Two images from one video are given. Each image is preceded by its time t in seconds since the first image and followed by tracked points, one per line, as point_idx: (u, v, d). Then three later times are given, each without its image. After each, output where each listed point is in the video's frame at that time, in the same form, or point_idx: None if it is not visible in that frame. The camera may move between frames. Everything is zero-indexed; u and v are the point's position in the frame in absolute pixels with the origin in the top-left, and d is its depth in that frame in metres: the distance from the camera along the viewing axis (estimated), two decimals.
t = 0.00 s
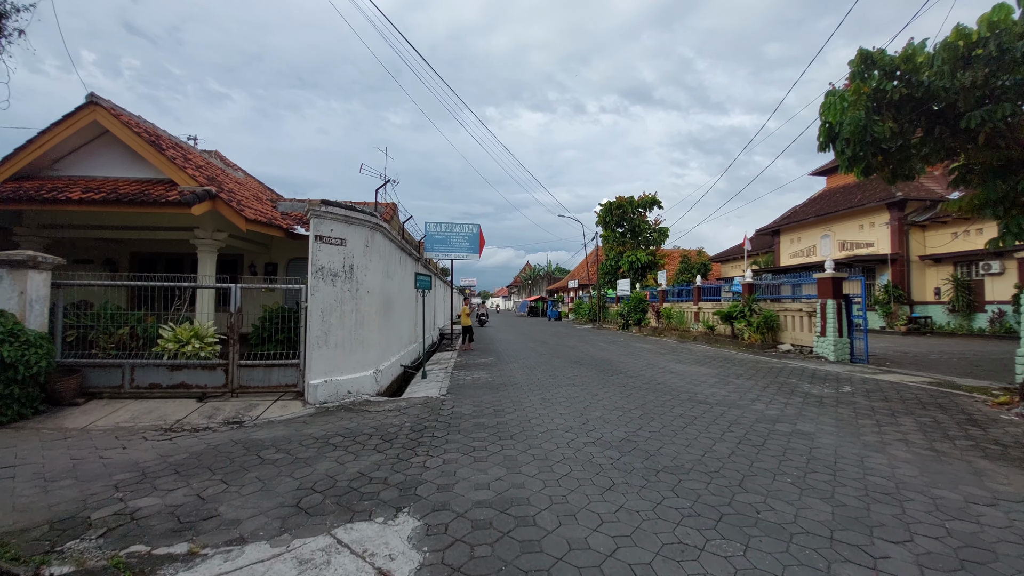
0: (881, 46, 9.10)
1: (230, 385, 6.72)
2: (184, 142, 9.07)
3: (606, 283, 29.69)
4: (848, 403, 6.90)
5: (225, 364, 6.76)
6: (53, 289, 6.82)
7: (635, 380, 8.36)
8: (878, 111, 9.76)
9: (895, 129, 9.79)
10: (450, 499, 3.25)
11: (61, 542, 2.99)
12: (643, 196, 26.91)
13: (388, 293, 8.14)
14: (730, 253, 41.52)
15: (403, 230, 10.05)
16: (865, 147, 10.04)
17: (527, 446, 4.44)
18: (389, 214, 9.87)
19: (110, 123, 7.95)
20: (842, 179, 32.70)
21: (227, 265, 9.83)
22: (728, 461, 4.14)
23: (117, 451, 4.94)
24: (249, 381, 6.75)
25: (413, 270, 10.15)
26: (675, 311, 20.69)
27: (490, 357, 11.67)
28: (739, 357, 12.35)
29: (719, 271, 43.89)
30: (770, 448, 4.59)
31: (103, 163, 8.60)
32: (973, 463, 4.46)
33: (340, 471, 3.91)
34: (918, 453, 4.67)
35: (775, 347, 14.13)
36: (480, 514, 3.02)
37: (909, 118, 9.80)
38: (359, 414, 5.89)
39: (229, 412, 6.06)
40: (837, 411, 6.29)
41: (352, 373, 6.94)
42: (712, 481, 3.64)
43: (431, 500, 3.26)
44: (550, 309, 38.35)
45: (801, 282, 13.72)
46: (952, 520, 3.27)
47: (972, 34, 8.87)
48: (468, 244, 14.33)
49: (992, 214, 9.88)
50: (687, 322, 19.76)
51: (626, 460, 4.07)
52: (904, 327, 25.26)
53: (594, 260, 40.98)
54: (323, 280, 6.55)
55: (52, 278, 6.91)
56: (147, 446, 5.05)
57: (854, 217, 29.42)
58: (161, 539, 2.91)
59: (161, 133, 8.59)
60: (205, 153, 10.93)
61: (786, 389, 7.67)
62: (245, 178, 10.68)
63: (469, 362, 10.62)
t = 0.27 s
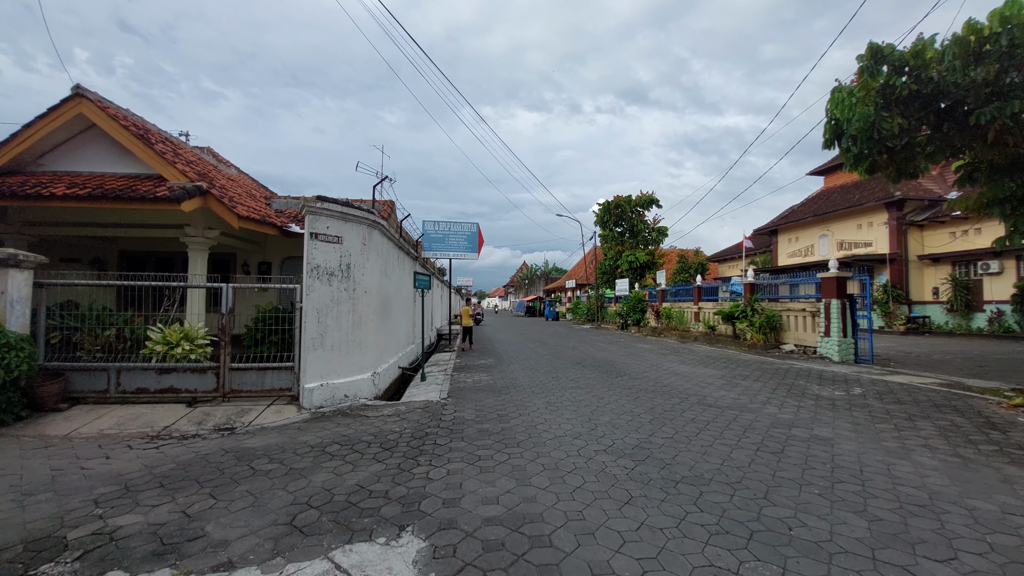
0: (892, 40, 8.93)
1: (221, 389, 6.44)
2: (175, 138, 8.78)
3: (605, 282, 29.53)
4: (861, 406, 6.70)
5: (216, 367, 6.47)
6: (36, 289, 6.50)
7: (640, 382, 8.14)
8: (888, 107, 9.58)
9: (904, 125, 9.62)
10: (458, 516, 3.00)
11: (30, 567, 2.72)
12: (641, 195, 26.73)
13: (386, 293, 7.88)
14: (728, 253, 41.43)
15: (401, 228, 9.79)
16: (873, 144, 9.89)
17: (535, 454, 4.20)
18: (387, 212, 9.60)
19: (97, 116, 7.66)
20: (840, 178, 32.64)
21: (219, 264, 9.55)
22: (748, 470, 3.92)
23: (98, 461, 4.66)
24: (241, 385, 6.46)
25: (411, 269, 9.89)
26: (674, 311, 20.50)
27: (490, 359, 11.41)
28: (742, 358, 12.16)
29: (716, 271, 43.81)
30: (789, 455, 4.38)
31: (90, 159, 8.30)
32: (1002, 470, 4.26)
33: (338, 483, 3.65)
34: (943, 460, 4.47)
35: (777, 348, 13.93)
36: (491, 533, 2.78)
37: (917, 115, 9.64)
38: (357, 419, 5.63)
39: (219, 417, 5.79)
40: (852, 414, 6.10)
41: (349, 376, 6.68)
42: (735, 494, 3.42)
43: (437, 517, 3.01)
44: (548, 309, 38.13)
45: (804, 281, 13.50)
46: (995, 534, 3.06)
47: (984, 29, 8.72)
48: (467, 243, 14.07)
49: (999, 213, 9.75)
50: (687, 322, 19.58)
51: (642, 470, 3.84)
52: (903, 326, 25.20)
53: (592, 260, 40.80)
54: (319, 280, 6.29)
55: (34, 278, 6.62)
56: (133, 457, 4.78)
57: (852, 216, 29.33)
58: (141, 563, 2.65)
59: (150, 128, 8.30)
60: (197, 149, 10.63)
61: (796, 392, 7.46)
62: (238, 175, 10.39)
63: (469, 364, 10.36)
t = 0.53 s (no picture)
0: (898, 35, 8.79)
1: (209, 393, 6.16)
2: (163, 133, 8.52)
3: (604, 282, 29.40)
4: (872, 407, 6.52)
5: (203, 369, 6.19)
6: (16, 290, 6.21)
7: (643, 384, 7.93)
8: (892, 103, 9.46)
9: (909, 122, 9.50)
10: (461, 532, 2.77)
11: None
12: (639, 194, 26.57)
13: (382, 293, 7.63)
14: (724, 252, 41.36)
15: (397, 227, 9.54)
16: (877, 141, 9.78)
17: (540, 462, 3.97)
18: (383, 210, 9.35)
19: (81, 110, 7.39)
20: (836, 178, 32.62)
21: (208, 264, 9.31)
22: (766, 478, 3.71)
23: (74, 472, 4.38)
24: (230, 389, 6.19)
25: (407, 268, 9.64)
26: (673, 312, 20.32)
27: (488, 360, 11.15)
28: (744, 359, 11.98)
29: (713, 271, 43.77)
30: (807, 461, 4.17)
31: (74, 154, 8.01)
32: None
33: (330, 495, 3.40)
34: (967, 466, 4.27)
35: (778, 348, 13.73)
36: (498, 551, 2.55)
37: (922, 111, 9.51)
38: (351, 424, 5.38)
39: (206, 423, 5.56)
40: (864, 417, 5.90)
41: (344, 378, 6.43)
42: (756, 504, 3.20)
43: (438, 533, 2.77)
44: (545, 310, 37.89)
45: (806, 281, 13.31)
46: None
47: (990, 24, 8.53)
48: (464, 243, 13.83)
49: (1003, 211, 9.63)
50: (686, 323, 19.41)
51: (654, 479, 3.62)
52: (900, 326, 25.17)
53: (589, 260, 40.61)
54: (312, 278, 6.03)
55: (13, 277, 6.33)
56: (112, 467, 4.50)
57: (848, 216, 29.29)
58: None
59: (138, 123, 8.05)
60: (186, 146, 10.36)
61: (804, 393, 7.26)
62: (229, 173, 10.11)
63: (466, 365, 10.10)
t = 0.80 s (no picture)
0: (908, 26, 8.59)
1: (194, 396, 5.88)
2: (149, 126, 8.22)
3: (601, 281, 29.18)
4: (884, 409, 6.30)
5: (188, 371, 5.90)
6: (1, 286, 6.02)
7: (647, 384, 7.68)
8: (900, 96, 9.25)
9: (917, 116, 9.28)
10: (460, 552, 2.51)
11: None
12: (638, 192, 26.36)
13: (377, 291, 7.36)
14: (722, 252, 41.22)
15: (392, 223, 9.26)
16: (883, 135, 9.57)
17: (545, 469, 3.71)
18: (378, 206, 9.08)
19: (62, 101, 7.09)
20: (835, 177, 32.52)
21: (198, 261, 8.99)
22: (786, 487, 3.46)
23: (46, 481, 4.09)
24: (217, 391, 5.90)
25: (403, 266, 9.36)
26: (673, 311, 20.10)
27: (486, 360, 10.90)
28: (747, 358, 11.77)
29: (711, 270, 43.64)
30: (827, 467, 3.93)
31: (55, 147, 7.70)
32: None
33: (318, 508, 3.14)
34: (994, 472, 4.04)
35: (781, 347, 13.52)
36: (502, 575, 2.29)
37: (929, 105, 9.30)
38: (343, 429, 5.11)
39: (192, 428, 5.28)
40: (879, 419, 5.68)
41: (337, 380, 6.16)
42: (780, 517, 2.96)
43: (435, 553, 2.51)
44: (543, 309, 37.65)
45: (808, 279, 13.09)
46: None
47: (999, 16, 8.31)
48: (461, 240, 13.56)
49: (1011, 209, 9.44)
50: (686, 322, 19.20)
51: (668, 489, 3.36)
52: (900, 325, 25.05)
53: (587, 259, 40.41)
54: (302, 275, 5.76)
55: None
56: (87, 477, 4.22)
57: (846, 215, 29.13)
58: None
59: (122, 115, 7.75)
60: (175, 140, 10.04)
61: (813, 394, 7.04)
62: (220, 168, 9.81)
63: (464, 366, 9.85)
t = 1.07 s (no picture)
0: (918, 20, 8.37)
1: (179, 402, 5.60)
2: (136, 121, 7.94)
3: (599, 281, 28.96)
4: (899, 415, 6.07)
5: (172, 377, 5.62)
6: None
7: (651, 388, 7.44)
8: (910, 92, 9.00)
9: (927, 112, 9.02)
10: None
11: None
12: (637, 192, 26.16)
13: (372, 292, 7.08)
14: (721, 252, 41.07)
15: (388, 222, 8.98)
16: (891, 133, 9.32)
17: (549, 485, 3.46)
18: (373, 204, 8.80)
19: (43, 94, 6.80)
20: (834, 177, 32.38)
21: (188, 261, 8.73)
22: (811, 506, 3.22)
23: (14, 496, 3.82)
24: (202, 398, 5.62)
25: (400, 266, 9.09)
26: (673, 311, 19.87)
27: (484, 362, 10.64)
28: (751, 360, 11.54)
29: (710, 270, 43.49)
30: (851, 483, 3.69)
31: (36, 142, 7.40)
32: None
33: (304, 532, 2.88)
34: None
35: (784, 349, 13.29)
36: None
37: (939, 102, 9.05)
38: (335, 438, 4.85)
39: (174, 438, 5.00)
40: (895, 427, 5.45)
41: (329, 385, 5.89)
42: (807, 542, 2.72)
43: None
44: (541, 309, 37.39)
45: (812, 279, 12.86)
46: None
47: (1011, 10, 8.13)
48: (459, 240, 13.29)
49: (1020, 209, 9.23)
50: (687, 322, 18.97)
51: (682, 508, 3.11)
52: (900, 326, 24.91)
53: (586, 259, 40.21)
54: (292, 276, 5.49)
55: None
56: (58, 492, 3.94)
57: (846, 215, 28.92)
58: None
59: (107, 110, 7.47)
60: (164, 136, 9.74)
61: (823, 399, 6.81)
62: (210, 165, 9.52)
63: (462, 368, 9.59)
